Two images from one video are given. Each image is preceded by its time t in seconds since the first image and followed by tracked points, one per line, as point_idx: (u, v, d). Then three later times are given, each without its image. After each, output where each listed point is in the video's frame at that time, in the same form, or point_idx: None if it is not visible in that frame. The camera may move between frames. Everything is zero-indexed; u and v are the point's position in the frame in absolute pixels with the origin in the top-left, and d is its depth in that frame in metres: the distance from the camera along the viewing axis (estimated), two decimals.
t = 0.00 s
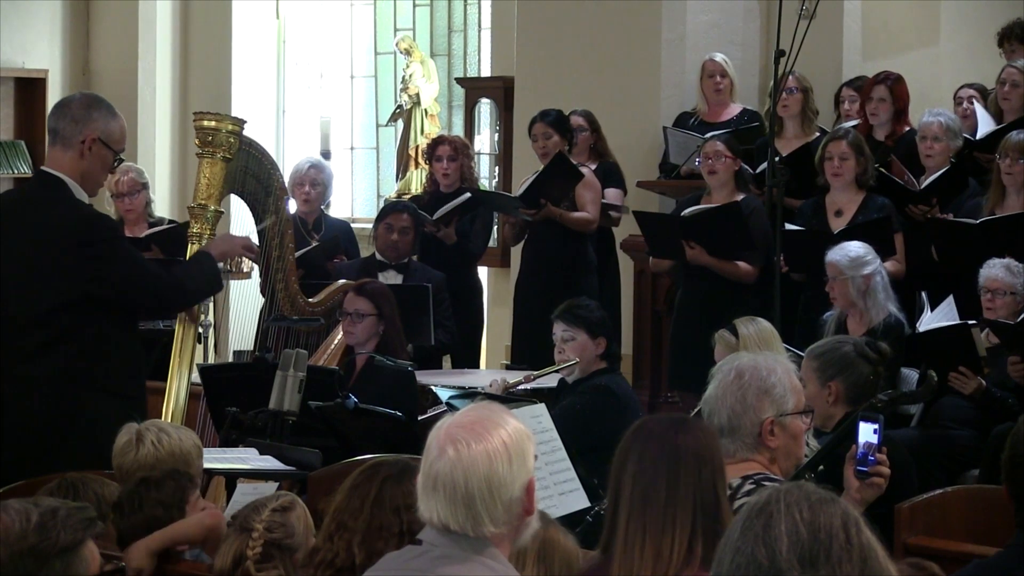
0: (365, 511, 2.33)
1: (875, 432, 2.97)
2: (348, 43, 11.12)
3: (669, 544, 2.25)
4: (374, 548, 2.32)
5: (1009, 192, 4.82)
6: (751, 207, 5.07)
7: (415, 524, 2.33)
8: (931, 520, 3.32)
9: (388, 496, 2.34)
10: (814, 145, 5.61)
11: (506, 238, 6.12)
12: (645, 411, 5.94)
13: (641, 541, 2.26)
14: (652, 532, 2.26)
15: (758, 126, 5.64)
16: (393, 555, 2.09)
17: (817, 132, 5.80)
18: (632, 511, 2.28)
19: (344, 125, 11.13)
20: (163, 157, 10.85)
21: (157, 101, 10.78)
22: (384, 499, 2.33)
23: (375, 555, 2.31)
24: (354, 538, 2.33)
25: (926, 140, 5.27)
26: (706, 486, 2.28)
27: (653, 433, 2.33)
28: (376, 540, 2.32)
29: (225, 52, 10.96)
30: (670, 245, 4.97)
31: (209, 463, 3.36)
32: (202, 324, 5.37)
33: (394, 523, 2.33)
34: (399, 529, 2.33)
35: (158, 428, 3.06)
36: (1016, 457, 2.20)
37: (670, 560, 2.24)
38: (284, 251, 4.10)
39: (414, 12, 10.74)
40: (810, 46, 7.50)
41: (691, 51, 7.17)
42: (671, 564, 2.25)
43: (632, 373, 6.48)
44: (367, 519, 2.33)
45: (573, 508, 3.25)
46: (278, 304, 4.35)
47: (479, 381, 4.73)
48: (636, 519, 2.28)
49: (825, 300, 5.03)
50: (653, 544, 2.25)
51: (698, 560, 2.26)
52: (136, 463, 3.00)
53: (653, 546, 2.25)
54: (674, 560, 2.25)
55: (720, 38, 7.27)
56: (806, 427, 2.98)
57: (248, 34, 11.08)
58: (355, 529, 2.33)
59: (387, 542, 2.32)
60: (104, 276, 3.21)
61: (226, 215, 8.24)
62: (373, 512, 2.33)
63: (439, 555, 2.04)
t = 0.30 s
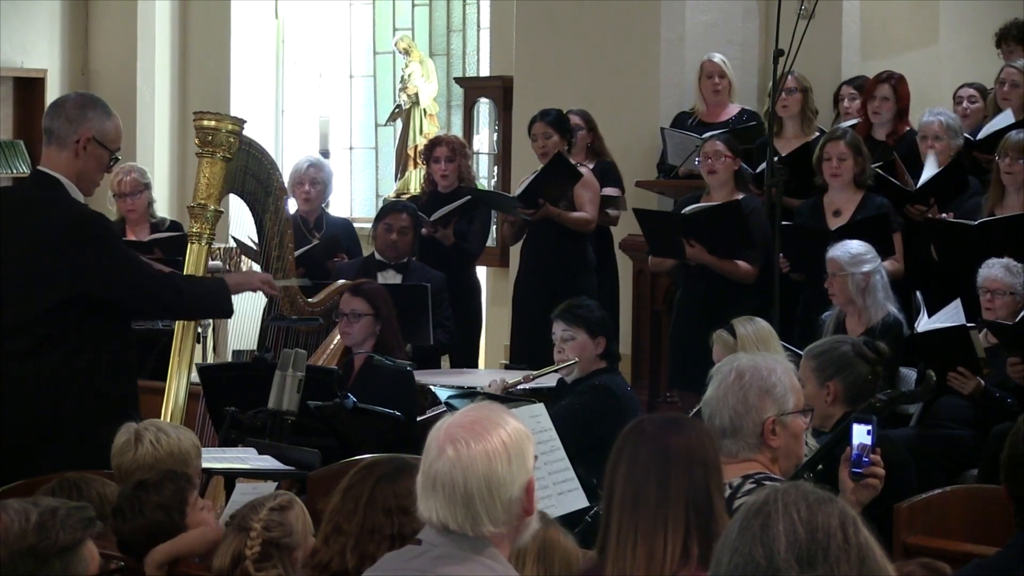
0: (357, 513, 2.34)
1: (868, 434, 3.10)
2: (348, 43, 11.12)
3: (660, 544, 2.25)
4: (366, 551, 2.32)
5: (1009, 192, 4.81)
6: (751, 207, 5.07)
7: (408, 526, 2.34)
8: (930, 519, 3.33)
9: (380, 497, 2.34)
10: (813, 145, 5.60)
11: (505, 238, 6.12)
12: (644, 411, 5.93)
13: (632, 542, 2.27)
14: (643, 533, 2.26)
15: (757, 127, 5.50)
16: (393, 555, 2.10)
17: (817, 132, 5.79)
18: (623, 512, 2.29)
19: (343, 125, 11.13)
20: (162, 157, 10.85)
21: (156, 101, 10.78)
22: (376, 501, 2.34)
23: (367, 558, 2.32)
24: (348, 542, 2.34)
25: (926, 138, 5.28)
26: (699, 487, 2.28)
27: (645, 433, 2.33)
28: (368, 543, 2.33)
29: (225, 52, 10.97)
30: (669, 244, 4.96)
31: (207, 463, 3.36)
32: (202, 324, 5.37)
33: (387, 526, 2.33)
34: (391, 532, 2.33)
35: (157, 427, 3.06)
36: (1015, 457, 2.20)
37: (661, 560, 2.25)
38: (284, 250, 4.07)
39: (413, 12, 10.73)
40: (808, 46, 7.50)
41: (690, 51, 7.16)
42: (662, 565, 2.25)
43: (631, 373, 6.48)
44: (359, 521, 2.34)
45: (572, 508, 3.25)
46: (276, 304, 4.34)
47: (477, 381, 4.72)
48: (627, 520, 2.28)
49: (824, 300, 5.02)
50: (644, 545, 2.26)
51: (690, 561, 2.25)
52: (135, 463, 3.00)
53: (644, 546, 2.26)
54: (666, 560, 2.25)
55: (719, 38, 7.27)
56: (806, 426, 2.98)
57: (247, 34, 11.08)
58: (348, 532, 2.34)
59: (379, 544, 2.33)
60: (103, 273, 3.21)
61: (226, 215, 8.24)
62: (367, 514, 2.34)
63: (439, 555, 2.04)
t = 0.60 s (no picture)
0: (347, 514, 2.36)
1: (863, 435, 3.13)
2: (347, 43, 11.12)
3: (656, 544, 2.25)
4: (357, 552, 2.34)
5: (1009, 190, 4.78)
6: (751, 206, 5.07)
7: (396, 525, 2.36)
8: (929, 518, 3.33)
9: (368, 497, 2.36)
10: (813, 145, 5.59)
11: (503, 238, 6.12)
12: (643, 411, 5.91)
13: (628, 543, 2.26)
14: (639, 533, 2.26)
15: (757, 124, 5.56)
16: (392, 554, 2.09)
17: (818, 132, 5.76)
18: (619, 512, 2.29)
19: (342, 124, 11.13)
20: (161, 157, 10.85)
21: (155, 101, 10.78)
22: (364, 503, 2.36)
23: (358, 558, 2.34)
24: (339, 543, 2.36)
25: (928, 138, 5.27)
26: (695, 486, 2.28)
27: (641, 433, 2.33)
28: (358, 543, 2.35)
29: (224, 51, 10.97)
30: (669, 243, 4.94)
31: (206, 462, 3.35)
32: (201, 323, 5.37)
33: (375, 526, 2.35)
34: (380, 532, 2.35)
35: (156, 426, 3.05)
36: (1014, 457, 2.19)
37: (656, 560, 2.24)
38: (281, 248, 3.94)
39: (412, 12, 10.72)
40: (806, 45, 7.50)
41: (689, 50, 7.15)
42: (658, 565, 2.24)
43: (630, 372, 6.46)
44: (349, 522, 2.36)
45: (571, 507, 3.25)
46: (274, 303, 4.34)
47: (476, 381, 4.72)
48: (622, 520, 2.28)
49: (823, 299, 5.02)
50: (639, 545, 2.25)
51: (686, 561, 2.25)
52: (134, 462, 3.00)
53: (639, 546, 2.25)
54: (662, 560, 2.24)
55: (718, 37, 7.26)
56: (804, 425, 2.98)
57: (246, 33, 11.08)
58: (339, 533, 2.36)
59: (370, 545, 2.35)
60: (105, 271, 3.18)
61: (225, 214, 8.23)
62: (357, 515, 2.35)
63: (438, 554, 2.03)
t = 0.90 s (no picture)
0: (341, 515, 2.37)
1: (862, 435, 3.13)
2: (347, 43, 11.12)
3: (655, 544, 2.25)
4: (351, 551, 2.35)
5: (1009, 189, 4.75)
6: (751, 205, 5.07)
7: (388, 525, 2.36)
8: (929, 518, 3.33)
9: (360, 497, 2.36)
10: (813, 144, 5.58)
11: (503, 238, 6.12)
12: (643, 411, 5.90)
13: (627, 542, 2.27)
14: (638, 533, 2.26)
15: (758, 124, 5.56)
16: (392, 554, 2.10)
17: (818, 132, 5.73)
18: (617, 511, 2.29)
19: (342, 124, 11.13)
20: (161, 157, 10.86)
21: (155, 101, 10.79)
22: (356, 503, 2.36)
23: (351, 559, 2.34)
24: (334, 544, 2.36)
25: (931, 138, 5.27)
26: (694, 486, 2.28)
27: (640, 433, 2.33)
28: (351, 543, 2.36)
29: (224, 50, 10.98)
30: (669, 242, 4.94)
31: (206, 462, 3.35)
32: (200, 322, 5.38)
33: (367, 526, 2.36)
34: (373, 532, 2.36)
35: (156, 426, 3.05)
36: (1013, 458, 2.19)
37: (655, 560, 2.24)
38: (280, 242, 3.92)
39: (411, 11, 10.72)
40: (806, 44, 7.50)
41: (690, 50, 7.14)
42: (657, 564, 2.24)
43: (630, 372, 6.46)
44: (343, 523, 2.37)
45: (571, 506, 3.25)
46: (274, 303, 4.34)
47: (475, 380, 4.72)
48: (621, 519, 2.28)
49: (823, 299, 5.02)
50: (638, 544, 2.26)
51: (685, 560, 2.25)
52: (134, 462, 3.00)
53: (638, 546, 2.25)
54: (661, 560, 2.24)
55: (719, 37, 7.26)
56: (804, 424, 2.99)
57: (246, 33, 11.08)
58: (333, 534, 2.37)
59: (363, 545, 2.35)
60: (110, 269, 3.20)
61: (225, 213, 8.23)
62: (349, 516, 2.36)
63: (438, 554, 2.04)
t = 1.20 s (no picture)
0: (341, 517, 2.37)
1: (863, 435, 3.13)
2: (346, 43, 11.13)
3: (654, 543, 2.25)
4: (350, 551, 2.35)
5: (1009, 188, 4.73)
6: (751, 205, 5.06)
7: (385, 525, 2.36)
8: (928, 518, 3.32)
9: (359, 497, 2.37)
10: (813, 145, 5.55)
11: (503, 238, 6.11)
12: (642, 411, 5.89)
13: (627, 542, 2.27)
14: (637, 533, 2.26)
15: (756, 125, 5.32)
16: (392, 554, 2.10)
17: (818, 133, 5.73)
18: (617, 511, 2.29)
19: (342, 124, 11.12)
20: (161, 158, 10.86)
21: (155, 102, 10.79)
22: (356, 503, 2.36)
23: (350, 558, 2.35)
24: (333, 545, 2.37)
25: (934, 138, 5.28)
26: (694, 486, 2.28)
27: (639, 433, 2.33)
28: (351, 544, 2.36)
29: (224, 49, 10.96)
30: (669, 243, 4.93)
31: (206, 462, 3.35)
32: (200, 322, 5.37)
33: (367, 526, 2.36)
34: (372, 532, 2.36)
35: (155, 426, 3.05)
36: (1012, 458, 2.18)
37: (655, 559, 2.24)
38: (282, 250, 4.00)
39: (411, 11, 10.72)
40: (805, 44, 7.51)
41: (690, 50, 7.14)
42: (657, 564, 2.24)
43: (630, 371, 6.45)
44: (342, 525, 2.37)
45: (570, 507, 3.26)
46: (275, 303, 4.35)
47: (475, 380, 4.73)
48: (621, 519, 2.29)
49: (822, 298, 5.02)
50: (638, 544, 2.26)
51: (685, 560, 2.25)
52: (137, 462, 3.00)
53: (638, 547, 2.26)
54: (660, 560, 2.24)
55: (719, 37, 7.26)
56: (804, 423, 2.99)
57: (246, 33, 11.08)
58: (333, 536, 2.37)
59: (362, 545, 2.35)
60: (114, 268, 3.21)
61: (226, 213, 8.24)
62: (349, 516, 2.37)
63: (438, 554, 2.04)
